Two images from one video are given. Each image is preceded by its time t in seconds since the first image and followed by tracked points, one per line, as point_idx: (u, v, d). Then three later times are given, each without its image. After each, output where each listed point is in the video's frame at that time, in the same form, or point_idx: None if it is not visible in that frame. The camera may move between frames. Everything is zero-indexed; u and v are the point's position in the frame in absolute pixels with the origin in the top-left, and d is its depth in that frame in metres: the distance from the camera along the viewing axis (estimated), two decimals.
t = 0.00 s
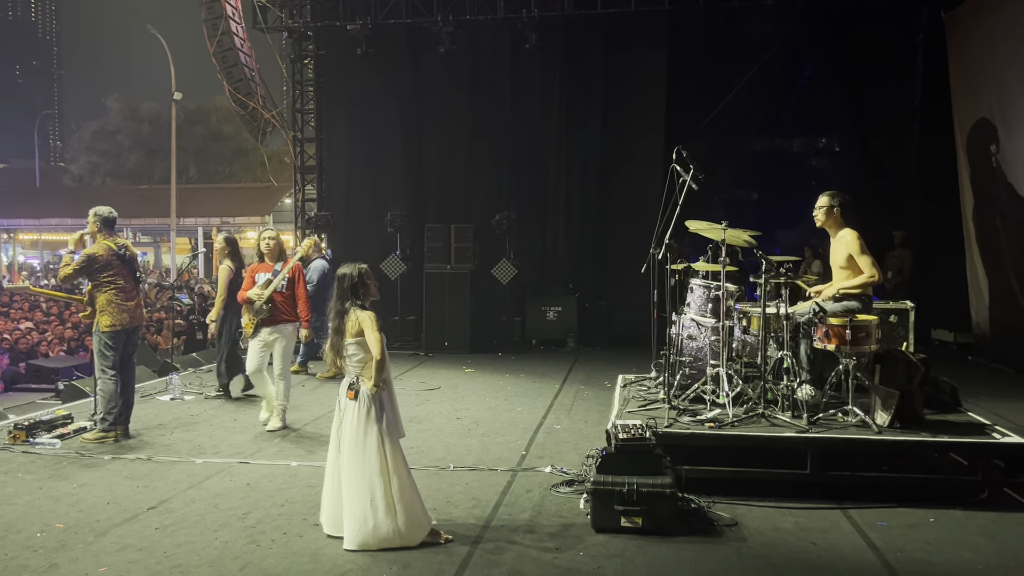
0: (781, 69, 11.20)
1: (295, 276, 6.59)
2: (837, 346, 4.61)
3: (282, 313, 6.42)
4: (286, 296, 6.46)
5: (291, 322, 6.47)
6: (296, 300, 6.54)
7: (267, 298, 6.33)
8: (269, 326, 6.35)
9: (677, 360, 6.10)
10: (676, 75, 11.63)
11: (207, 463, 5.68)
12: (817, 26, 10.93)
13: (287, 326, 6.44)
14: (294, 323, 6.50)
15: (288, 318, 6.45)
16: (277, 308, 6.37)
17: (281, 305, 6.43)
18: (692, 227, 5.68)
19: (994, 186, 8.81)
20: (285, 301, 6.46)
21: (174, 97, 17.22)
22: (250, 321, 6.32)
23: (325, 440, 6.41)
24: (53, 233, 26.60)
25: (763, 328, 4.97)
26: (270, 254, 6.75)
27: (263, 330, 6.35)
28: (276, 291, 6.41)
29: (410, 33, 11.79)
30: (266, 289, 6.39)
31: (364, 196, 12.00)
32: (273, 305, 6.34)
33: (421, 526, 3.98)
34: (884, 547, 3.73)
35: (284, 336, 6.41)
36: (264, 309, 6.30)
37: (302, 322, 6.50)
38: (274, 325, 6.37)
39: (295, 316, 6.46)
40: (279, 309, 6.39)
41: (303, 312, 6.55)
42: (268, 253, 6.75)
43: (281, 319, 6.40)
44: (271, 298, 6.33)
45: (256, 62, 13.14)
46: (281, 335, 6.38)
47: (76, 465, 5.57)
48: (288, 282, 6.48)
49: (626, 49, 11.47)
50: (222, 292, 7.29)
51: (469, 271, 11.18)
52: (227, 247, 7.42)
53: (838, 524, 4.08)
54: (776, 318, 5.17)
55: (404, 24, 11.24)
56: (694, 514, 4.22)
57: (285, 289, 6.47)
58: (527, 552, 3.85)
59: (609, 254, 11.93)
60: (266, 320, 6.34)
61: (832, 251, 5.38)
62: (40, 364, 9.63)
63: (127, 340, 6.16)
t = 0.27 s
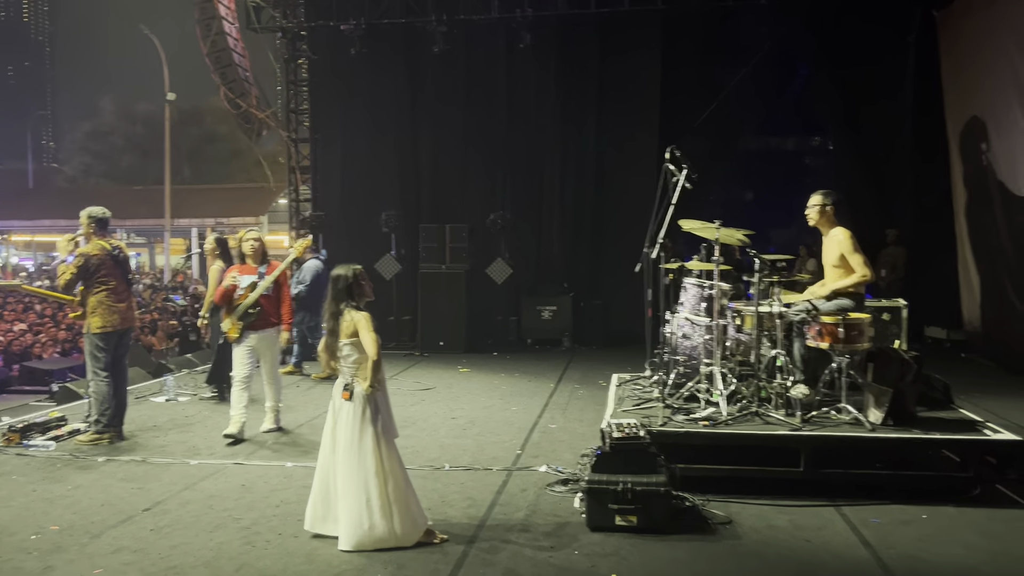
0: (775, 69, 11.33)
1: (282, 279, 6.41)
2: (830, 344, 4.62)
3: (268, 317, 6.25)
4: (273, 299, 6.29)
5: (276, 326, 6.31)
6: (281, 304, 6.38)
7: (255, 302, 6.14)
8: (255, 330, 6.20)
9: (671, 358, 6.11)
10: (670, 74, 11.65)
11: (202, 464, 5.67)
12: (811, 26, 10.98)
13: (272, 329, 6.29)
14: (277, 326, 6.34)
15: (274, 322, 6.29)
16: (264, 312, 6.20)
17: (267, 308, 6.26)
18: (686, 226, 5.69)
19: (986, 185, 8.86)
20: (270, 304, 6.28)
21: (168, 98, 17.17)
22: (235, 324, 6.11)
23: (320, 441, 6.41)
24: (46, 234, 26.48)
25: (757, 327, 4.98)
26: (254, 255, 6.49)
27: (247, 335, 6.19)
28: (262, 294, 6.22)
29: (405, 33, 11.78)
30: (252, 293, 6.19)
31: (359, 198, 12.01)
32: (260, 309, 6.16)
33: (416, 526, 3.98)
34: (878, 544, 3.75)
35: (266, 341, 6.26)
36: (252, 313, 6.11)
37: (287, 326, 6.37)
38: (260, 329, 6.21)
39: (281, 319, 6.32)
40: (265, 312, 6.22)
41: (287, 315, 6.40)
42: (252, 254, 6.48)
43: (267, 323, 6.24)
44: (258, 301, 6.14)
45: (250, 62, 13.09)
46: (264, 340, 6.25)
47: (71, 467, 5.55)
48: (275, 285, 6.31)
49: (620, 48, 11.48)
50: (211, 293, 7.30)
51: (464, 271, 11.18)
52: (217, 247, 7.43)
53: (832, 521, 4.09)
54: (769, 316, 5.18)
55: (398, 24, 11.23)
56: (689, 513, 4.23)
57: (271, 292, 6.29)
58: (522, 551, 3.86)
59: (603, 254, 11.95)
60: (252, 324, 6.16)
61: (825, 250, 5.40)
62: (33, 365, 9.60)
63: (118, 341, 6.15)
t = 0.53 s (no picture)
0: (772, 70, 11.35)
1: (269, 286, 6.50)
2: (830, 344, 4.63)
3: (256, 322, 6.30)
4: (260, 304, 6.34)
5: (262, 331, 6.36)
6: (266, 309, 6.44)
7: (245, 306, 6.17)
8: (242, 335, 6.20)
9: (671, 359, 6.11)
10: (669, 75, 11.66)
11: (203, 468, 5.68)
12: (809, 26, 11.00)
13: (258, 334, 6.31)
14: (263, 332, 6.39)
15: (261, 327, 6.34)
16: (253, 318, 6.23)
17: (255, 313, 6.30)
18: (685, 228, 5.70)
19: (983, 184, 8.87)
20: (258, 310, 6.33)
21: (167, 101, 17.17)
22: (217, 327, 6.08)
23: (321, 443, 6.42)
24: (46, 238, 26.49)
25: (757, 328, 4.99)
26: (239, 260, 6.55)
27: (230, 339, 6.20)
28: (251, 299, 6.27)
29: (403, 35, 11.78)
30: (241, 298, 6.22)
31: (359, 201, 12.02)
32: (250, 314, 6.19)
33: (416, 529, 3.98)
34: (878, 544, 3.75)
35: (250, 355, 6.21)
36: (241, 317, 6.12)
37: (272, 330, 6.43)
38: (246, 334, 6.21)
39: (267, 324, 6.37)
40: (254, 317, 6.26)
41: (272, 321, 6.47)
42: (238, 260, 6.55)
43: (254, 327, 6.27)
44: (248, 306, 6.19)
45: (249, 66, 13.09)
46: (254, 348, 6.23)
47: (72, 471, 5.56)
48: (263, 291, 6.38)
49: (618, 49, 11.49)
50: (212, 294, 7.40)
51: (464, 273, 11.19)
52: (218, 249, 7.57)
53: (832, 521, 4.09)
54: (769, 317, 5.18)
55: (397, 26, 11.24)
56: (690, 514, 4.24)
57: (259, 297, 6.35)
58: (523, 552, 3.86)
59: (603, 255, 11.97)
60: (239, 328, 6.17)
61: (825, 250, 5.40)
62: (34, 370, 9.61)
63: (115, 344, 6.14)
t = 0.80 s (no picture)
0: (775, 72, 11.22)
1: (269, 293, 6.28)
2: (835, 344, 4.63)
3: (258, 330, 6.05)
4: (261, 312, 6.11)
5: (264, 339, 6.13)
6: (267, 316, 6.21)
7: (246, 314, 5.94)
8: (241, 342, 5.97)
9: (677, 360, 6.10)
10: (672, 76, 11.67)
11: (210, 471, 5.70)
12: (812, 26, 10.97)
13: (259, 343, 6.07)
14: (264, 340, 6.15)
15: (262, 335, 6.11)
16: (254, 326, 5.99)
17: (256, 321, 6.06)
18: (690, 228, 5.70)
19: (988, 183, 8.85)
20: (258, 318, 6.08)
21: (172, 106, 17.25)
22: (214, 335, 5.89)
23: (327, 446, 6.45)
24: (53, 244, 26.62)
25: (762, 328, 4.99)
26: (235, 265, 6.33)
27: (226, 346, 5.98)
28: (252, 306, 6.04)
29: (407, 39, 11.83)
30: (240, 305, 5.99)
31: (364, 204, 12.07)
32: (251, 322, 5.96)
33: (423, 530, 4.00)
34: (886, 544, 3.75)
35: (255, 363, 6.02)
36: (240, 326, 5.91)
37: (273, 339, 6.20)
38: (246, 341, 5.96)
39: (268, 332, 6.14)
40: (255, 325, 6.01)
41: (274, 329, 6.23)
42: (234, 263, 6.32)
43: (256, 336, 6.03)
44: (249, 314, 5.95)
45: (253, 70, 13.15)
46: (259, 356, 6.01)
47: (80, 475, 5.59)
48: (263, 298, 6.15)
49: (621, 50, 11.50)
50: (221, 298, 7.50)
51: (469, 276, 11.21)
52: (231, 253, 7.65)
53: (839, 521, 4.09)
54: (775, 317, 5.18)
55: (400, 29, 11.29)
56: (696, 514, 4.23)
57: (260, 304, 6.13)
58: (530, 553, 3.87)
59: (608, 257, 11.97)
60: (239, 337, 5.94)
61: (829, 250, 5.40)
62: (42, 375, 9.67)
63: (123, 348, 6.19)
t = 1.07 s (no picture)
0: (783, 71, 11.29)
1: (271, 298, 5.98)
2: (846, 344, 4.62)
3: (259, 337, 5.80)
4: (261, 317, 5.84)
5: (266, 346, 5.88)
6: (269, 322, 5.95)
7: (246, 320, 5.68)
8: (242, 349, 5.72)
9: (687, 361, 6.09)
10: (679, 76, 11.67)
11: (222, 475, 5.74)
12: (819, 26, 11.01)
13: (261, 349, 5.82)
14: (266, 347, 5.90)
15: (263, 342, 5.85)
16: (254, 332, 5.74)
17: (256, 327, 5.80)
18: (699, 230, 5.70)
19: (998, 181, 8.80)
20: (259, 323, 5.82)
21: (181, 112, 17.37)
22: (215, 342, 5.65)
23: (338, 449, 6.48)
24: (65, 249, 26.82)
25: (772, 328, 4.98)
26: (237, 269, 5.96)
27: (226, 352, 5.71)
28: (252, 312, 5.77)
29: (414, 43, 11.87)
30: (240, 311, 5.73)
31: (372, 207, 12.12)
32: (251, 328, 5.70)
33: (434, 532, 4.02)
34: (898, 544, 3.73)
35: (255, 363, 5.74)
36: (241, 332, 5.64)
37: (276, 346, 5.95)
38: (248, 348, 5.72)
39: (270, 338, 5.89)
40: (256, 331, 5.76)
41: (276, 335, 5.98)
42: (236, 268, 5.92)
43: (257, 342, 5.78)
44: (249, 320, 5.69)
45: (262, 75, 13.18)
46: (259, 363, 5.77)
47: (94, 479, 5.64)
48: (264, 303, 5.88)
49: (628, 51, 11.50)
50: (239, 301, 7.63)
51: (478, 278, 11.24)
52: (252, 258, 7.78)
53: (851, 522, 4.08)
54: (784, 317, 5.17)
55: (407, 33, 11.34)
56: (706, 515, 4.23)
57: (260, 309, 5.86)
58: (541, 555, 3.88)
59: (616, 258, 11.97)
60: (239, 344, 5.68)
61: (838, 250, 5.39)
62: (55, 380, 9.75)
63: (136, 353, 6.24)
